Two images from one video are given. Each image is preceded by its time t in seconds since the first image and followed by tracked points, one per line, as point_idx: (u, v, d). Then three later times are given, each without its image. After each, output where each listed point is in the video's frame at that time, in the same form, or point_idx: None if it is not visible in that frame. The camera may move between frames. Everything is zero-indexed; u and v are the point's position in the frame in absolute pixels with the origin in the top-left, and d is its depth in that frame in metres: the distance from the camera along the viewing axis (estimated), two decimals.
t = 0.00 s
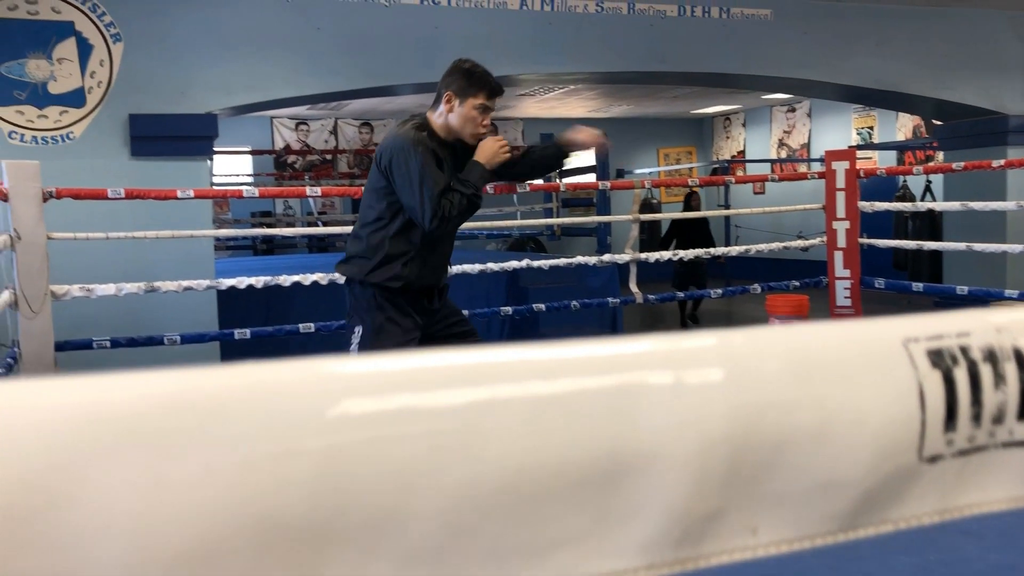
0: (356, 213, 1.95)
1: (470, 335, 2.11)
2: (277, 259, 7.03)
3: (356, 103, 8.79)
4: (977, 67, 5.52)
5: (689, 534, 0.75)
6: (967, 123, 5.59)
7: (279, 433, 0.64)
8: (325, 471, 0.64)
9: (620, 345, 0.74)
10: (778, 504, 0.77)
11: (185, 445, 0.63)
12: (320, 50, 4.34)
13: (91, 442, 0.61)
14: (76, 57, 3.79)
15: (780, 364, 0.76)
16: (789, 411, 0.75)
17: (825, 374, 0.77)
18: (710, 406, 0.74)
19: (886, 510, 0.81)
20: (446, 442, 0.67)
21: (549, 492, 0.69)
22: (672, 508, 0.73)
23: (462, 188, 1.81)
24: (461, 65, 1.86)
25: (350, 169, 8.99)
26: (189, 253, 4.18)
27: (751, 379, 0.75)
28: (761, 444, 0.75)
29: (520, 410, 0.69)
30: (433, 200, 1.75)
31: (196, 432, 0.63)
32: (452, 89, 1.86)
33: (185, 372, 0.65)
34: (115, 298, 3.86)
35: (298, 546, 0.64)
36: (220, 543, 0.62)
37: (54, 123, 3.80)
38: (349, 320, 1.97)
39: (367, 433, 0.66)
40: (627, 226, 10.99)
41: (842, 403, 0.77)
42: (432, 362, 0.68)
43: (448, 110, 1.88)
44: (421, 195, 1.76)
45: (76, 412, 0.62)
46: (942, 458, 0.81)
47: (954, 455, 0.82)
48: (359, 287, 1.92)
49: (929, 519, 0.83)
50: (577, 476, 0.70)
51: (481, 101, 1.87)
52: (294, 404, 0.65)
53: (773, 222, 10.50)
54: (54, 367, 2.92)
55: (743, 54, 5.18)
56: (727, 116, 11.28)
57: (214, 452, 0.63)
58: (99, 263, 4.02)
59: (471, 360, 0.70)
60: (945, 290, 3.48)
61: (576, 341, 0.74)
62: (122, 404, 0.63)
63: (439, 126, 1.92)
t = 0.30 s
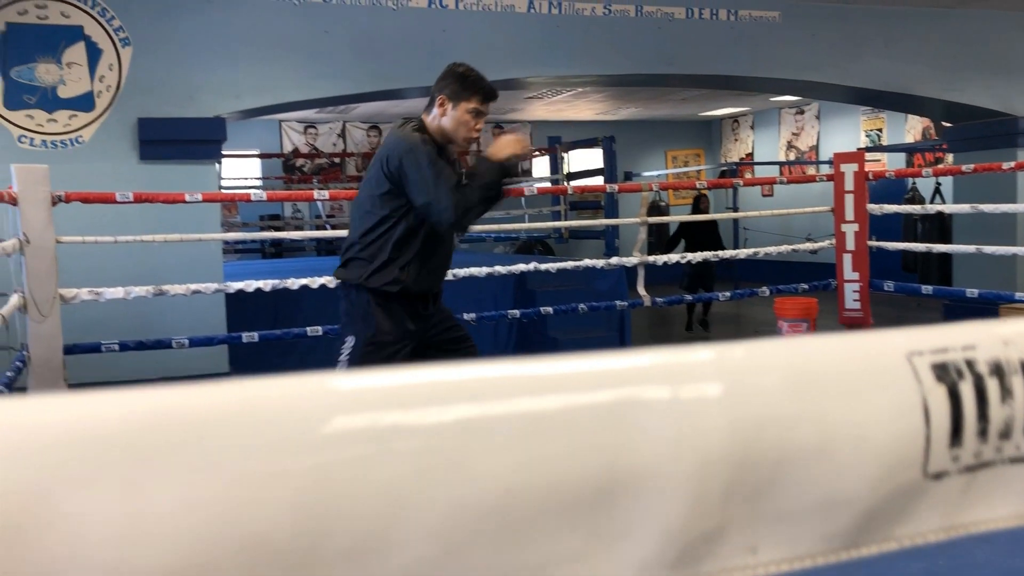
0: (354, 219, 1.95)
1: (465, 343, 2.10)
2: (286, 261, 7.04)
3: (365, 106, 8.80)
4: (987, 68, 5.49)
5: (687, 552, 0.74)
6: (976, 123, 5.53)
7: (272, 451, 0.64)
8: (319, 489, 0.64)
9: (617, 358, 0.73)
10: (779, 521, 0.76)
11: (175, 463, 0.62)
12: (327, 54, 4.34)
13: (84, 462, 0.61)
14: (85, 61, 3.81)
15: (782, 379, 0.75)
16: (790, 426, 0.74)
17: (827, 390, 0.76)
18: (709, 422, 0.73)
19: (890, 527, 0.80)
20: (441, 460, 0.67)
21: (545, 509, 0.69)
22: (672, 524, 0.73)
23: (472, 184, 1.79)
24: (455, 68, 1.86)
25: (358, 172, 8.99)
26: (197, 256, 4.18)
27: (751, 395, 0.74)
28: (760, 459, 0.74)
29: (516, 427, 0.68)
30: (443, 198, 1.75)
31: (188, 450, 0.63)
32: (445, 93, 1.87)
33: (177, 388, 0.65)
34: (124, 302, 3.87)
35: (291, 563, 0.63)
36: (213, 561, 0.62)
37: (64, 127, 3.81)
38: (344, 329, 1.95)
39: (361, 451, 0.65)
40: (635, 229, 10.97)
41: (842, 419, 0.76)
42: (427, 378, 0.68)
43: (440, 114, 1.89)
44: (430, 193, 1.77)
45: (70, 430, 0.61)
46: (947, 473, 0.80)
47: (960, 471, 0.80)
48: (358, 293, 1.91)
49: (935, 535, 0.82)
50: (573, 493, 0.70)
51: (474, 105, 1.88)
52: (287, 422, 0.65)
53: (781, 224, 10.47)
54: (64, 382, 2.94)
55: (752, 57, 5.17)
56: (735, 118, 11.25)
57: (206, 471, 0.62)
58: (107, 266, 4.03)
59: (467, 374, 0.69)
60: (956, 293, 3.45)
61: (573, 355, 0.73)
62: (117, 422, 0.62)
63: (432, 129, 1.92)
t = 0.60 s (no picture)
0: (346, 220, 1.96)
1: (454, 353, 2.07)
2: (295, 264, 7.05)
3: (374, 110, 8.82)
4: (1000, 70, 5.46)
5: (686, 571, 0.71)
6: (987, 126, 5.50)
7: (251, 470, 0.60)
8: (303, 514, 0.60)
9: (613, 373, 0.71)
10: (782, 538, 0.73)
11: (149, 485, 0.58)
12: (337, 58, 4.34)
13: (53, 486, 0.57)
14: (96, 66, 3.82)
15: (782, 395, 0.73)
16: (792, 441, 0.72)
17: (828, 405, 0.74)
18: (709, 438, 0.70)
19: (895, 544, 0.77)
20: (431, 479, 0.63)
21: (538, 532, 0.65)
22: (672, 544, 0.70)
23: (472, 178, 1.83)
24: (447, 74, 1.89)
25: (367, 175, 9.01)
26: (206, 259, 4.19)
27: (750, 410, 0.72)
28: (762, 476, 0.71)
29: (506, 445, 0.65)
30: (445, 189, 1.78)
31: (164, 470, 0.59)
32: (436, 97, 1.89)
33: (152, 405, 0.61)
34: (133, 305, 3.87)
35: None
36: None
37: (75, 131, 3.82)
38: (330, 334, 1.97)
39: (345, 470, 0.62)
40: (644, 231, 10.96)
41: (845, 435, 0.74)
42: (420, 393, 0.65)
43: (432, 118, 1.91)
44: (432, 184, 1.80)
45: (38, 452, 0.57)
46: (953, 490, 0.78)
47: (967, 487, 0.78)
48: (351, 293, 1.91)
49: (942, 553, 0.79)
50: (569, 515, 0.66)
51: (466, 110, 1.90)
52: (268, 441, 0.61)
53: (790, 227, 10.44)
54: (75, 389, 2.96)
55: (761, 59, 5.17)
56: (744, 121, 11.23)
57: (183, 493, 0.59)
58: (117, 270, 4.04)
59: (456, 390, 0.66)
60: (967, 296, 3.42)
61: (567, 370, 0.70)
62: (87, 440, 0.58)
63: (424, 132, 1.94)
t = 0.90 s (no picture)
0: (343, 217, 1.96)
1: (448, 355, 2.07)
2: (301, 266, 7.06)
3: (379, 111, 8.83)
4: (1007, 70, 5.44)
5: None
6: (993, 128, 5.45)
7: (253, 481, 0.61)
8: (308, 523, 0.61)
9: (610, 379, 0.71)
10: (784, 547, 0.74)
11: (150, 495, 0.59)
12: (342, 59, 4.34)
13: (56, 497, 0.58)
14: (100, 67, 3.82)
15: (781, 402, 0.73)
16: (793, 450, 0.73)
17: (827, 413, 0.74)
18: (704, 445, 0.71)
19: (900, 553, 0.78)
20: (429, 487, 0.64)
21: (536, 541, 0.66)
22: (667, 552, 0.70)
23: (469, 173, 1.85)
24: (444, 73, 1.90)
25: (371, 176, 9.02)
26: (211, 261, 4.18)
27: (748, 419, 0.72)
28: (762, 486, 0.72)
29: (501, 454, 0.66)
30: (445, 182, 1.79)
31: (166, 479, 0.60)
32: (435, 97, 1.90)
33: (152, 413, 0.62)
34: (139, 307, 3.88)
35: None
36: None
37: (80, 133, 3.83)
38: (324, 337, 1.95)
39: (350, 480, 0.63)
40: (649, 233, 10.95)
41: (843, 443, 0.74)
42: (424, 401, 0.65)
43: (430, 117, 1.92)
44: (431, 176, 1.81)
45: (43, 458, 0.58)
46: (958, 499, 0.78)
47: (972, 496, 0.79)
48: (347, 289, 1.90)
49: (945, 562, 0.80)
50: (570, 524, 0.67)
51: (463, 110, 1.92)
52: (271, 449, 0.62)
53: (796, 228, 10.42)
54: (80, 391, 2.97)
55: (767, 60, 5.16)
56: (749, 122, 11.22)
57: (185, 501, 0.59)
58: (122, 272, 4.04)
59: (454, 397, 0.66)
60: (972, 296, 3.40)
61: (565, 377, 0.71)
62: (90, 451, 0.59)
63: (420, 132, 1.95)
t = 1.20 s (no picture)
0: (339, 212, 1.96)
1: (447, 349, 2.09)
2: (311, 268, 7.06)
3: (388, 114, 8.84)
4: (1020, 71, 5.42)
5: None
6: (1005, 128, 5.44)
7: (279, 494, 0.63)
8: (325, 536, 0.63)
9: (620, 392, 0.73)
10: (793, 561, 0.75)
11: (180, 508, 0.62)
12: (353, 62, 4.35)
13: (90, 509, 0.61)
14: (111, 71, 3.83)
15: (790, 417, 0.75)
16: (798, 464, 0.74)
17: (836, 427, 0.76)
18: (712, 459, 0.73)
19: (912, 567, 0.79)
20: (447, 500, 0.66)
21: (550, 553, 0.68)
22: (679, 564, 0.72)
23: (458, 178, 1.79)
24: (445, 68, 1.90)
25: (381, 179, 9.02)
26: (222, 264, 4.19)
27: (756, 432, 0.74)
28: (769, 500, 0.73)
29: (517, 467, 0.68)
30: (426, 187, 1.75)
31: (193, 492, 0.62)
32: (436, 91, 1.89)
33: (180, 426, 0.64)
34: (150, 310, 3.89)
35: None
36: None
37: (92, 137, 3.83)
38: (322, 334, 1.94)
39: (370, 492, 0.65)
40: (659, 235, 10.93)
41: (851, 458, 0.76)
42: (437, 414, 0.68)
43: (431, 112, 1.90)
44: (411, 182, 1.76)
45: (80, 471, 0.61)
46: (970, 514, 0.79)
47: (984, 511, 0.80)
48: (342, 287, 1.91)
49: None
50: (578, 538, 0.69)
51: (465, 104, 1.91)
52: (288, 463, 0.64)
53: (807, 230, 10.39)
54: (91, 394, 3.02)
55: (777, 61, 5.14)
56: (760, 123, 11.19)
57: (205, 513, 0.62)
58: (134, 276, 4.05)
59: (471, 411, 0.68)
60: (984, 299, 3.38)
61: (577, 389, 0.73)
62: (123, 464, 0.62)
63: (421, 127, 1.93)
